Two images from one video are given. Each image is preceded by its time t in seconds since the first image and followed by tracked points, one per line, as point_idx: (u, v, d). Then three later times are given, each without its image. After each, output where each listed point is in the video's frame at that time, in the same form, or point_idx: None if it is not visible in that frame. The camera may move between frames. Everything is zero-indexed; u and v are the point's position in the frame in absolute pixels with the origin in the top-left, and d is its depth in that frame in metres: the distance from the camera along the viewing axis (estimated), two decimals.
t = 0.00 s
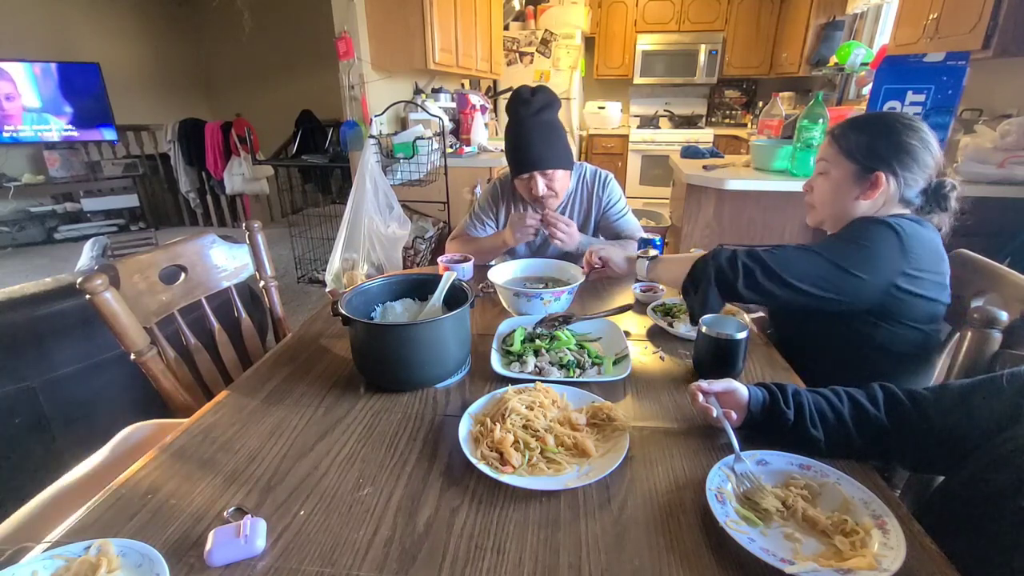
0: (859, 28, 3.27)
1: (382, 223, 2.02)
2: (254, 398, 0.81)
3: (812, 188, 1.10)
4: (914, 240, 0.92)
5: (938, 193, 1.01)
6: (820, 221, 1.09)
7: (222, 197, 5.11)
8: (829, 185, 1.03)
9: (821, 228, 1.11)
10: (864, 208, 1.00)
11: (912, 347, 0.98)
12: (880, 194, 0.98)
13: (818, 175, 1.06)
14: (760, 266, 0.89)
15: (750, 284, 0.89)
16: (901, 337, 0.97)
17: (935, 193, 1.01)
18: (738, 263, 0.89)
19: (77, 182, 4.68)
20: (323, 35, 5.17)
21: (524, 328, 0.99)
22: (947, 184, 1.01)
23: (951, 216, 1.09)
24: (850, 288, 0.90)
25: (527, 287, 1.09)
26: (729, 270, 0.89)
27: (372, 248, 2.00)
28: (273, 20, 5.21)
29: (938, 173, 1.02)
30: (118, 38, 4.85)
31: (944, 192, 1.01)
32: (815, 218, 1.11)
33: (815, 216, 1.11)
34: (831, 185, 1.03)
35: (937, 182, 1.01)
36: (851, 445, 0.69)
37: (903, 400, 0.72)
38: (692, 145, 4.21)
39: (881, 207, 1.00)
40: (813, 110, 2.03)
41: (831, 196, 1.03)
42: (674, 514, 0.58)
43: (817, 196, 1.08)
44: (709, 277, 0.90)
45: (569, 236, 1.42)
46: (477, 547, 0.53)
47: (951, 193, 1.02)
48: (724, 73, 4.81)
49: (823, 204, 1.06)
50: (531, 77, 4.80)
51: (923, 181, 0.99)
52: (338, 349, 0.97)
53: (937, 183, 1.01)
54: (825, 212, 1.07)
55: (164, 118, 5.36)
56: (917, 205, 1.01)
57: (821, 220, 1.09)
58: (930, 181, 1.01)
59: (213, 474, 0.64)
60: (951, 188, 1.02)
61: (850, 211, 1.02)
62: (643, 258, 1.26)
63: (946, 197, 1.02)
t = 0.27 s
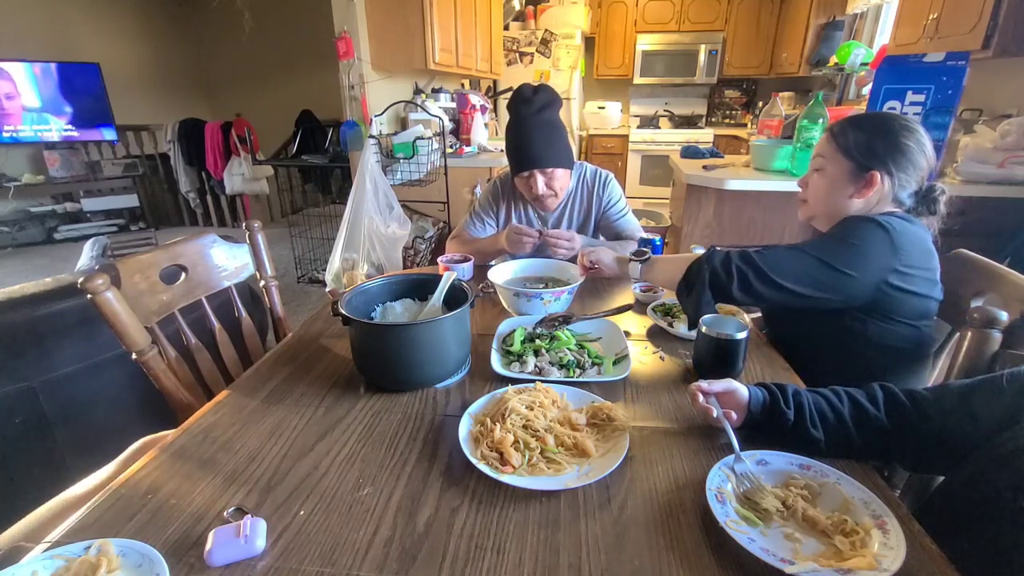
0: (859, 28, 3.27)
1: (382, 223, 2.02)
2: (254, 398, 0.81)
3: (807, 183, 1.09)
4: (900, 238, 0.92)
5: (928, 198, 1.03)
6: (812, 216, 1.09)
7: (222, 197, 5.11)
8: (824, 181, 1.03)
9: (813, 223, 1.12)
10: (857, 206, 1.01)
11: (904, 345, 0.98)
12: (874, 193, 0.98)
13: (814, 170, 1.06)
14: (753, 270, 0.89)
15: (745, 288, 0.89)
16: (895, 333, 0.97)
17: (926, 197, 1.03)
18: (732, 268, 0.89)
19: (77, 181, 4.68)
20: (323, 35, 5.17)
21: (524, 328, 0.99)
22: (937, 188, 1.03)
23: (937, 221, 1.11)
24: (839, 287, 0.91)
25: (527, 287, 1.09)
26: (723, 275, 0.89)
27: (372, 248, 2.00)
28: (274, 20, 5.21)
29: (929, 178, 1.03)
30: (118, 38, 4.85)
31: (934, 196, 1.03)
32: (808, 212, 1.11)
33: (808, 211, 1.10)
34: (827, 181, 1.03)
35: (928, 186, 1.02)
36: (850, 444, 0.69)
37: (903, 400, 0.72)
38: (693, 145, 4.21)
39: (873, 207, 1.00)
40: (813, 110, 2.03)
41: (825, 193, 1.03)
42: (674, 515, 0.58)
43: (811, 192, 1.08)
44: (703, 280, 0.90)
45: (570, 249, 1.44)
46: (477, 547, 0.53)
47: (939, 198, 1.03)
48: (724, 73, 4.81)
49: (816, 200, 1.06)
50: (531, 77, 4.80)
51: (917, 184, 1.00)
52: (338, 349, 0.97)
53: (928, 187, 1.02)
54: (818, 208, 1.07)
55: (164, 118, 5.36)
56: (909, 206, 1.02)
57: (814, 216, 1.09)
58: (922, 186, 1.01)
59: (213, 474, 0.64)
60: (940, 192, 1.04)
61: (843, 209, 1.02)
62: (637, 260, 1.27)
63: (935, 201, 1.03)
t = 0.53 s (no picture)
0: (859, 28, 3.28)
1: (382, 223, 2.02)
2: (255, 398, 0.81)
3: (804, 182, 1.09)
4: (901, 239, 0.92)
5: (925, 198, 1.02)
6: (808, 215, 1.09)
7: (222, 197, 5.11)
8: (821, 180, 1.03)
9: (809, 222, 1.12)
10: (853, 206, 1.01)
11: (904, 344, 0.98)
12: (871, 192, 0.98)
13: (811, 168, 1.06)
14: (755, 277, 0.90)
15: (748, 296, 0.90)
16: (894, 333, 0.97)
17: (923, 199, 1.02)
18: (737, 278, 0.90)
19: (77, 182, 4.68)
20: (323, 35, 5.17)
21: (524, 328, 0.99)
22: (934, 190, 1.02)
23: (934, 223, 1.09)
24: (842, 291, 0.90)
25: (541, 287, 1.09)
26: (728, 286, 0.90)
27: (372, 248, 2.00)
28: (274, 20, 5.21)
29: (926, 178, 1.02)
30: (118, 38, 4.85)
31: (930, 197, 1.02)
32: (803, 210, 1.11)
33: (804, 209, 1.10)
34: (823, 180, 1.03)
35: (926, 188, 1.01)
36: (850, 445, 0.69)
37: (903, 400, 0.72)
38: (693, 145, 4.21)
39: (869, 207, 1.00)
40: (813, 110, 2.03)
41: (821, 191, 1.03)
42: (674, 514, 0.58)
43: (808, 191, 1.08)
44: (712, 293, 0.92)
45: (570, 249, 1.44)
46: (478, 547, 0.53)
47: (937, 199, 1.02)
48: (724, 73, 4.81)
49: (812, 198, 1.06)
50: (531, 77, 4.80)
51: (913, 184, 1.00)
52: (338, 349, 0.97)
53: (926, 189, 1.01)
54: (813, 207, 1.07)
55: (164, 118, 5.36)
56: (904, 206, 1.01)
57: (809, 214, 1.09)
58: (919, 187, 1.01)
59: (213, 474, 0.64)
60: (936, 194, 1.03)
61: (840, 209, 1.02)
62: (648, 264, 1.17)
63: (931, 202, 1.02)
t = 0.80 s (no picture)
0: (859, 28, 3.28)
1: (382, 223, 2.02)
2: (255, 398, 0.81)
3: (804, 184, 1.09)
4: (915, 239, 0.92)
5: (927, 193, 1.04)
6: (810, 216, 1.09)
7: (222, 197, 5.11)
8: (821, 183, 1.03)
9: (812, 224, 1.12)
10: (855, 208, 1.01)
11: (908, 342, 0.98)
12: (872, 193, 0.98)
13: (810, 172, 1.06)
14: (781, 288, 0.88)
15: (770, 306, 0.88)
16: (898, 333, 0.97)
17: (924, 194, 1.04)
18: (762, 289, 0.89)
19: (77, 182, 4.68)
20: (323, 35, 5.17)
21: (524, 328, 1.00)
22: (933, 184, 1.04)
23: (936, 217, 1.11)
24: (865, 295, 0.89)
25: (572, 287, 1.10)
26: (751, 294, 0.90)
27: (372, 248, 2.00)
28: (274, 20, 5.21)
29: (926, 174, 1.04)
30: (118, 39, 4.85)
31: (931, 192, 1.04)
32: (805, 213, 1.11)
33: (806, 212, 1.10)
34: (822, 184, 1.03)
35: (926, 183, 1.04)
36: (851, 444, 0.69)
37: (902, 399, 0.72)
38: (693, 145, 4.21)
39: (872, 208, 1.00)
40: (813, 110, 2.03)
41: (822, 194, 1.03)
42: (674, 514, 0.58)
43: (809, 193, 1.07)
44: (735, 296, 0.92)
45: (569, 248, 1.43)
46: (478, 547, 0.53)
47: (937, 194, 1.05)
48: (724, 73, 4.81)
49: (814, 201, 1.06)
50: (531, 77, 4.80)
51: (913, 182, 1.00)
52: (338, 349, 0.97)
53: (926, 184, 1.04)
54: (815, 209, 1.07)
55: (164, 118, 5.36)
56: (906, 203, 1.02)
57: (811, 217, 1.09)
58: (920, 182, 1.02)
59: (213, 474, 0.64)
60: (937, 188, 1.05)
61: (841, 210, 1.02)
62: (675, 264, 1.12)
63: (932, 197, 1.05)
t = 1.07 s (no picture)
0: (859, 28, 3.28)
1: (382, 223, 2.02)
2: (255, 398, 0.81)
3: (804, 188, 1.09)
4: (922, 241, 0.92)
5: (927, 191, 1.04)
6: (811, 220, 1.09)
7: (222, 197, 5.11)
8: (821, 186, 1.03)
9: (815, 227, 1.11)
10: (857, 209, 1.00)
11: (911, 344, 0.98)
12: (874, 194, 0.98)
13: (809, 175, 1.06)
14: (801, 292, 0.86)
15: (790, 309, 0.85)
16: (902, 333, 0.97)
17: (925, 192, 1.04)
18: (781, 292, 0.86)
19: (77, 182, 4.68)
20: (322, 35, 5.17)
21: (524, 329, 1.00)
22: (933, 183, 1.04)
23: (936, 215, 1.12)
24: (881, 296, 0.89)
25: (597, 287, 1.09)
26: (769, 296, 0.87)
27: (372, 248, 2.00)
28: (273, 20, 5.21)
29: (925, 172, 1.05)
30: (118, 39, 4.86)
31: (931, 190, 1.04)
32: (807, 216, 1.11)
33: (808, 215, 1.10)
34: (824, 186, 1.03)
35: (926, 181, 1.04)
36: (851, 444, 0.69)
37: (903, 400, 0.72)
38: (693, 145, 4.21)
39: (874, 209, 1.00)
40: (813, 110, 2.03)
41: (823, 197, 1.03)
42: (674, 514, 0.58)
43: (810, 197, 1.07)
44: (751, 299, 0.89)
45: (566, 250, 1.43)
46: (477, 547, 0.53)
47: (937, 192, 1.05)
48: (724, 73, 4.81)
49: (815, 204, 1.06)
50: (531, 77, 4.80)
51: (912, 181, 1.00)
52: (338, 349, 0.97)
53: (926, 183, 1.04)
54: (817, 212, 1.07)
55: (164, 118, 5.36)
56: (908, 202, 1.02)
57: (813, 220, 1.09)
58: (920, 181, 1.03)
59: (214, 474, 0.64)
60: (936, 187, 1.05)
61: (844, 212, 1.02)
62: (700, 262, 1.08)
63: (932, 195, 1.05)
